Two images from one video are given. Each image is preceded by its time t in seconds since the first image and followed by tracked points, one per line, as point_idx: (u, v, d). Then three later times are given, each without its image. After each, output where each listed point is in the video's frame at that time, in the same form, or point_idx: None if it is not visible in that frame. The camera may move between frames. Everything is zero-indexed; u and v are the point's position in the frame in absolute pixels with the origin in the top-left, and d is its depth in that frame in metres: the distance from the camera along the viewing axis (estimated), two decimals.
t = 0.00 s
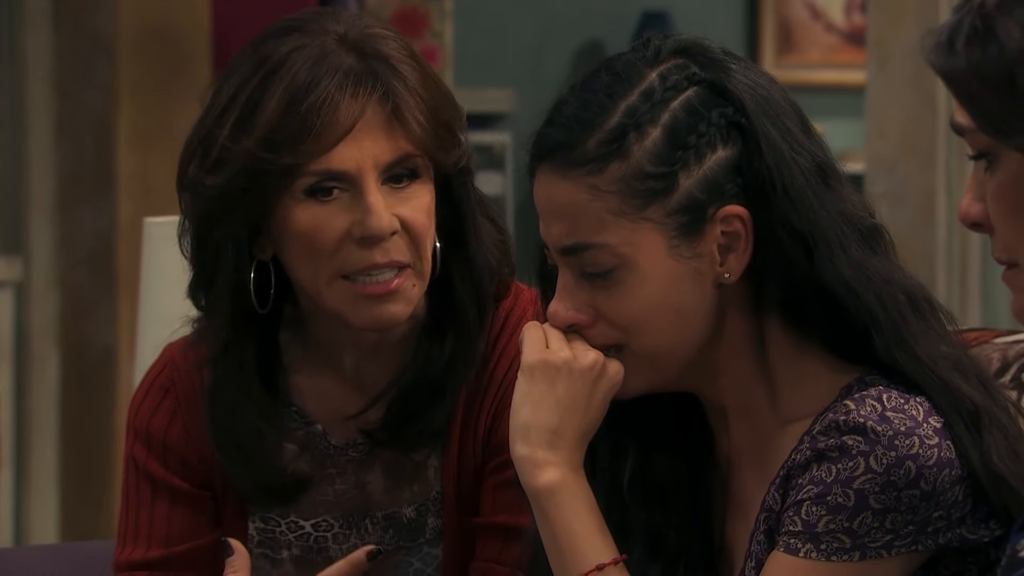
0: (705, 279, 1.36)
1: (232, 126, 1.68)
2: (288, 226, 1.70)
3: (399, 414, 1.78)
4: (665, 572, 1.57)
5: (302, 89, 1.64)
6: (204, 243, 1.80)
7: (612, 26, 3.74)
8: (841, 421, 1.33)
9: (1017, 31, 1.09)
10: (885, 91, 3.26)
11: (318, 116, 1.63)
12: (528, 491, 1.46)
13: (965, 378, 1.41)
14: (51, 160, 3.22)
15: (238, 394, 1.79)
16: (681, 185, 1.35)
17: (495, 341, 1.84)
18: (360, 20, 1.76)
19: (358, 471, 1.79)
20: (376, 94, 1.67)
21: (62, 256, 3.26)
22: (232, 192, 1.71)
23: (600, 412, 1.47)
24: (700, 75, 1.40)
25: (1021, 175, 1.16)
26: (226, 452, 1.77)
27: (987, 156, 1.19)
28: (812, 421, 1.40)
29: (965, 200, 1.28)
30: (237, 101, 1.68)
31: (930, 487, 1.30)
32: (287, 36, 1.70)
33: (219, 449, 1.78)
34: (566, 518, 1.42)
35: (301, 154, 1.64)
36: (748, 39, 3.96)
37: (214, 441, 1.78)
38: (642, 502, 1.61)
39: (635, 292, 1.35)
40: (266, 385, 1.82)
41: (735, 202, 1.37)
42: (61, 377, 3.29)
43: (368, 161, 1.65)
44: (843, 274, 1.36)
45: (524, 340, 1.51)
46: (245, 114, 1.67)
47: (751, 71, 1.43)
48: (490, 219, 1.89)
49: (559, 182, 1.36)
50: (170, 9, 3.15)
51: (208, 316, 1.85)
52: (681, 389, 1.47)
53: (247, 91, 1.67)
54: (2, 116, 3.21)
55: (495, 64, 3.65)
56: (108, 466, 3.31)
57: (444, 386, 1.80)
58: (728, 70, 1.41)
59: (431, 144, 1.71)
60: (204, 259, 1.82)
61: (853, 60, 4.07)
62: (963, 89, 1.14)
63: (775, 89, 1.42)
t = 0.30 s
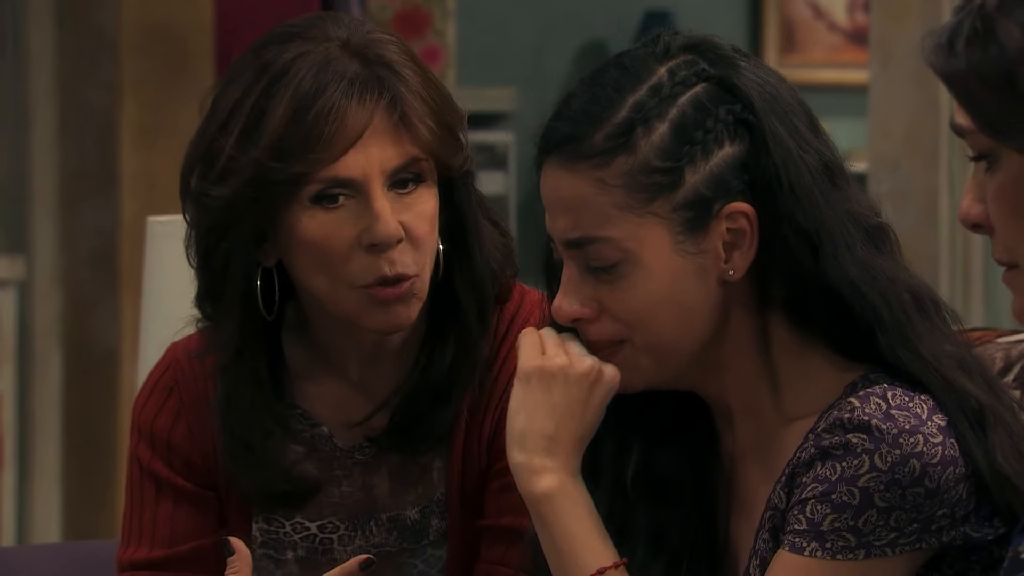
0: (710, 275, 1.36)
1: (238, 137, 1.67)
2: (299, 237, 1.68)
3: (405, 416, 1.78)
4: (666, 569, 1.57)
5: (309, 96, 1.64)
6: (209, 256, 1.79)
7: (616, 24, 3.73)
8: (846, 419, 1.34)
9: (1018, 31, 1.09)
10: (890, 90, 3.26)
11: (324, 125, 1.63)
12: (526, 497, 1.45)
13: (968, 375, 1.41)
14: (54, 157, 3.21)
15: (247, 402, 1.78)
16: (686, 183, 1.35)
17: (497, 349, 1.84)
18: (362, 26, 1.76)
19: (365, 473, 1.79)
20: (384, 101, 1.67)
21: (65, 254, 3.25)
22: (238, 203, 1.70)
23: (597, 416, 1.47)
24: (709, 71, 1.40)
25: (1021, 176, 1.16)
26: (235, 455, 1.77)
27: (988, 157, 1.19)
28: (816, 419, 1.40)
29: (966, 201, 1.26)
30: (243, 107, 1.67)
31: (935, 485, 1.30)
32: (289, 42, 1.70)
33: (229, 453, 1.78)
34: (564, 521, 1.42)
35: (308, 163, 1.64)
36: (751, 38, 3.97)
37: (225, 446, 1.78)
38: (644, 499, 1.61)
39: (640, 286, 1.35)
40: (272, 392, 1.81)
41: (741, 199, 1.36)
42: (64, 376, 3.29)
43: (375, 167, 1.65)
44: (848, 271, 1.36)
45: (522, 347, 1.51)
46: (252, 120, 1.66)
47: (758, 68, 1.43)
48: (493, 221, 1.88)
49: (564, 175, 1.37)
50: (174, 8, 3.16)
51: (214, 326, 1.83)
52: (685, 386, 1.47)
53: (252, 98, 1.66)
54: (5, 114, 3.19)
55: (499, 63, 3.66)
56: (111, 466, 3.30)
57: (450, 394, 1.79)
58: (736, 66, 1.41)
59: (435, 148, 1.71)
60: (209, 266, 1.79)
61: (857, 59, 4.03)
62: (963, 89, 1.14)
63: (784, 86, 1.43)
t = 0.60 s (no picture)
0: (702, 269, 1.35)
1: (231, 133, 1.67)
2: (288, 234, 1.69)
3: (402, 412, 1.79)
4: (665, 561, 1.52)
5: (301, 95, 1.64)
6: (202, 254, 1.78)
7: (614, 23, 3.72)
8: (850, 408, 1.33)
9: None
10: (887, 89, 3.28)
11: (315, 124, 1.63)
12: None
13: (969, 368, 1.40)
14: (52, 155, 3.22)
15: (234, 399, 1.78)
16: (681, 177, 1.35)
17: (492, 353, 1.83)
18: (359, 24, 1.75)
19: (362, 472, 1.80)
20: (375, 100, 1.67)
21: (65, 253, 3.25)
22: (230, 200, 1.69)
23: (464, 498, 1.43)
24: (713, 65, 1.40)
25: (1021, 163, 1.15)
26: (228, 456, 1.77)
27: (985, 140, 1.19)
28: (821, 413, 1.39)
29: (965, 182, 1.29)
30: (237, 105, 1.67)
31: (939, 476, 1.29)
32: (282, 40, 1.70)
33: (219, 451, 1.78)
34: None
35: (298, 162, 1.64)
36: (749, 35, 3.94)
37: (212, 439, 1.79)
38: (641, 487, 1.57)
39: (631, 274, 1.34)
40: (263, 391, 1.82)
41: (736, 195, 1.36)
42: (62, 374, 3.29)
43: (366, 168, 1.65)
44: (846, 269, 1.36)
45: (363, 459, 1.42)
46: (243, 121, 1.66)
47: (765, 64, 1.42)
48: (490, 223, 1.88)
49: (563, 162, 1.38)
50: (172, 7, 3.15)
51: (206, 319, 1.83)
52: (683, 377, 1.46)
53: (246, 96, 1.66)
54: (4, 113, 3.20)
55: (496, 61, 3.67)
56: (110, 465, 3.31)
57: (445, 393, 1.80)
58: (743, 63, 1.40)
59: (427, 151, 1.70)
60: (202, 263, 1.79)
61: (856, 58, 4.04)
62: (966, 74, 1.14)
63: (790, 80, 1.42)
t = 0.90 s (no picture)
0: (693, 272, 1.35)
1: (227, 141, 1.67)
2: (283, 242, 1.69)
3: (400, 414, 1.78)
4: (659, 558, 1.52)
5: (297, 102, 1.65)
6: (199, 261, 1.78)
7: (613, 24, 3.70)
8: (851, 403, 1.33)
9: None
10: (887, 87, 3.26)
11: (311, 131, 1.64)
12: None
13: (969, 369, 1.39)
14: (50, 155, 3.21)
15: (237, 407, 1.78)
16: (673, 179, 1.35)
17: (491, 351, 1.83)
18: (354, 28, 1.75)
19: (359, 476, 1.80)
20: (372, 108, 1.67)
21: (63, 253, 3.25)
22: (228, 207, 1.69)
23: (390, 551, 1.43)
24: (712, 69, 1.39)
25: None
26: (227, 460, 1.77)
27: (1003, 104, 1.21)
28: (821, 409, 1.39)
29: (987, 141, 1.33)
30: (232, 112, 1.68)
31: (939, 471, 1.29)
32: (279, 46, 1.71)
33: (218, 455, 1.78)
34: None
35: (293, 170, 1.64)
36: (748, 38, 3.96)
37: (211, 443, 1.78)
38: (638, 485, 1.55)
39: (619, 276, 1.35)
40: (263, 395, 1.82)
41: (730, 199, 1.35)
42: (60, 376, 3.29)
43: (363, 175, 1.65)
44: (841, 274, 1.34)
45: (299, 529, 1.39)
46: (238, 130, 1.67)
47: (767, 69, 1.40)
48: (490, 229, 1.88)
49: (558, 162, 1.39)
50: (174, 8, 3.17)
51: (205, 325, 1.82)
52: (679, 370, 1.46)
53: (243, 101, 1.67)
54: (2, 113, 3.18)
55: (495, 60, 3.68)
56: (110, 466, 3.31)
57: (443, 397, 1.80)
58: (743, 68, 1.39)
59: (427, 155, 1.70)
60: (198, 267, 1.79)
61: (855, 61, 4.02)
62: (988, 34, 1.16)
63: (791, 84, 1.40)
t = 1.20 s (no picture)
0: (672, 274, 1.36)
1: (227, 142, 1.66)
2: (282, 244, 1.69)
3: (394, 415, 1.78)
4: (654, 543, 1.52)
5: (300, 102, 1.64)
6: (196, 262, 1.77)
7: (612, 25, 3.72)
8: (846, 404, 1.33)
9: None
10: (885, 88, 3.24)
11: (317, 130, 1.63)
12: None
13: (967, 374, 1.38)
14: (48, 158, 3.21)
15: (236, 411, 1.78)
16: (658, 177, 1.35)
17: (489, 353, 1.83)
18: (356, 29, 1.75)
19: (358, 477, 1.80)
20: (375, 108, 1.67)
21: (62, 254, 3.24)
22: (227, 208, 1.68)
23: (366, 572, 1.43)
24: (714, 73, 1.38)
25: None
26: (226, 461, 1.77)
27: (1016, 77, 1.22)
28: (817, 412, 1.39)
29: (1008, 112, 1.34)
30: (233, 113, 1.66)
31: (935, 473, 1.29)
32: (280, 45, 1.70)
33: (217, 457, 1.77)
34: None
35: (295, 171, 1.63)
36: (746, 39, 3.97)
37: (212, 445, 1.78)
38: (636, 474, 1.56)
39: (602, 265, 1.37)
40: (262, 397, 1.82)
41: (710, 205, 1.34)
42: (58, 379, 3.29)
43: (364, 176, 1.65)
44: (834, 289, 1.32)
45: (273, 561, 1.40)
46: (240, 128, 1.65)
47: (774, 77, 1.37)
48: (488, 229, 1.87)
49: (558, 144, 1.43)
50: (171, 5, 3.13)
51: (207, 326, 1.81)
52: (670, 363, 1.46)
53: (244, 100, 1.66)
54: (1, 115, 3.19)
55: (495, 60, 3.69)
56: (108, 468, 3.31)
57: (441, 395, 1.80)
58: (752, 76, 1.36)
59: (427, 153, 1.70)
60: (198, 269, 1.77)
61: (852, 62, 4.02)
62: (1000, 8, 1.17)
63: (798, 91, 1.37)
